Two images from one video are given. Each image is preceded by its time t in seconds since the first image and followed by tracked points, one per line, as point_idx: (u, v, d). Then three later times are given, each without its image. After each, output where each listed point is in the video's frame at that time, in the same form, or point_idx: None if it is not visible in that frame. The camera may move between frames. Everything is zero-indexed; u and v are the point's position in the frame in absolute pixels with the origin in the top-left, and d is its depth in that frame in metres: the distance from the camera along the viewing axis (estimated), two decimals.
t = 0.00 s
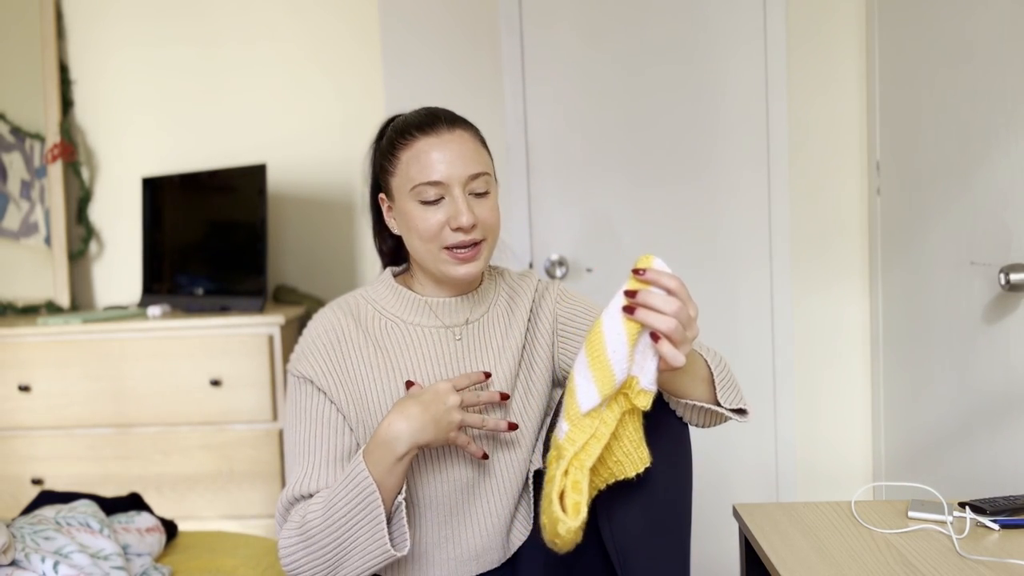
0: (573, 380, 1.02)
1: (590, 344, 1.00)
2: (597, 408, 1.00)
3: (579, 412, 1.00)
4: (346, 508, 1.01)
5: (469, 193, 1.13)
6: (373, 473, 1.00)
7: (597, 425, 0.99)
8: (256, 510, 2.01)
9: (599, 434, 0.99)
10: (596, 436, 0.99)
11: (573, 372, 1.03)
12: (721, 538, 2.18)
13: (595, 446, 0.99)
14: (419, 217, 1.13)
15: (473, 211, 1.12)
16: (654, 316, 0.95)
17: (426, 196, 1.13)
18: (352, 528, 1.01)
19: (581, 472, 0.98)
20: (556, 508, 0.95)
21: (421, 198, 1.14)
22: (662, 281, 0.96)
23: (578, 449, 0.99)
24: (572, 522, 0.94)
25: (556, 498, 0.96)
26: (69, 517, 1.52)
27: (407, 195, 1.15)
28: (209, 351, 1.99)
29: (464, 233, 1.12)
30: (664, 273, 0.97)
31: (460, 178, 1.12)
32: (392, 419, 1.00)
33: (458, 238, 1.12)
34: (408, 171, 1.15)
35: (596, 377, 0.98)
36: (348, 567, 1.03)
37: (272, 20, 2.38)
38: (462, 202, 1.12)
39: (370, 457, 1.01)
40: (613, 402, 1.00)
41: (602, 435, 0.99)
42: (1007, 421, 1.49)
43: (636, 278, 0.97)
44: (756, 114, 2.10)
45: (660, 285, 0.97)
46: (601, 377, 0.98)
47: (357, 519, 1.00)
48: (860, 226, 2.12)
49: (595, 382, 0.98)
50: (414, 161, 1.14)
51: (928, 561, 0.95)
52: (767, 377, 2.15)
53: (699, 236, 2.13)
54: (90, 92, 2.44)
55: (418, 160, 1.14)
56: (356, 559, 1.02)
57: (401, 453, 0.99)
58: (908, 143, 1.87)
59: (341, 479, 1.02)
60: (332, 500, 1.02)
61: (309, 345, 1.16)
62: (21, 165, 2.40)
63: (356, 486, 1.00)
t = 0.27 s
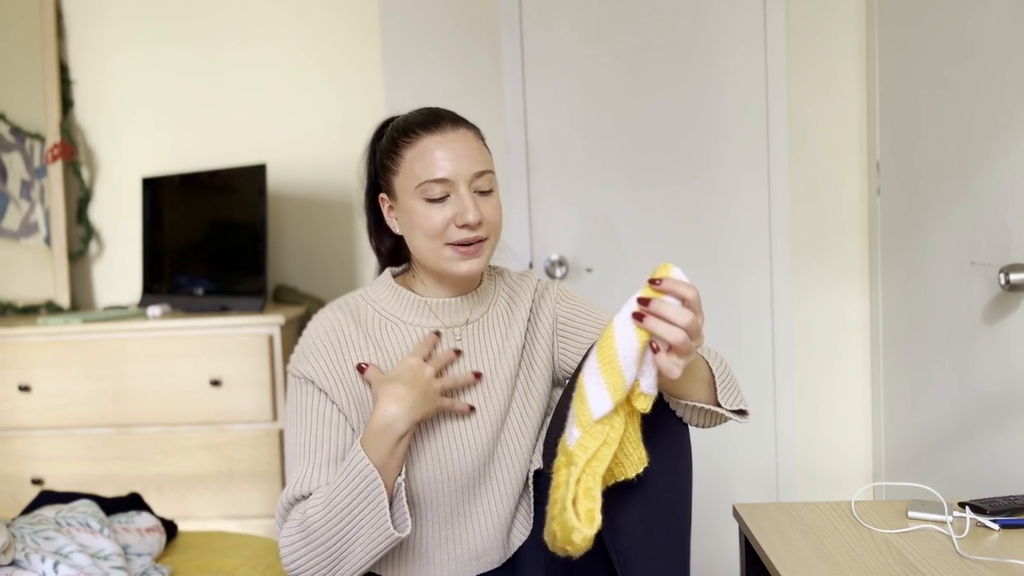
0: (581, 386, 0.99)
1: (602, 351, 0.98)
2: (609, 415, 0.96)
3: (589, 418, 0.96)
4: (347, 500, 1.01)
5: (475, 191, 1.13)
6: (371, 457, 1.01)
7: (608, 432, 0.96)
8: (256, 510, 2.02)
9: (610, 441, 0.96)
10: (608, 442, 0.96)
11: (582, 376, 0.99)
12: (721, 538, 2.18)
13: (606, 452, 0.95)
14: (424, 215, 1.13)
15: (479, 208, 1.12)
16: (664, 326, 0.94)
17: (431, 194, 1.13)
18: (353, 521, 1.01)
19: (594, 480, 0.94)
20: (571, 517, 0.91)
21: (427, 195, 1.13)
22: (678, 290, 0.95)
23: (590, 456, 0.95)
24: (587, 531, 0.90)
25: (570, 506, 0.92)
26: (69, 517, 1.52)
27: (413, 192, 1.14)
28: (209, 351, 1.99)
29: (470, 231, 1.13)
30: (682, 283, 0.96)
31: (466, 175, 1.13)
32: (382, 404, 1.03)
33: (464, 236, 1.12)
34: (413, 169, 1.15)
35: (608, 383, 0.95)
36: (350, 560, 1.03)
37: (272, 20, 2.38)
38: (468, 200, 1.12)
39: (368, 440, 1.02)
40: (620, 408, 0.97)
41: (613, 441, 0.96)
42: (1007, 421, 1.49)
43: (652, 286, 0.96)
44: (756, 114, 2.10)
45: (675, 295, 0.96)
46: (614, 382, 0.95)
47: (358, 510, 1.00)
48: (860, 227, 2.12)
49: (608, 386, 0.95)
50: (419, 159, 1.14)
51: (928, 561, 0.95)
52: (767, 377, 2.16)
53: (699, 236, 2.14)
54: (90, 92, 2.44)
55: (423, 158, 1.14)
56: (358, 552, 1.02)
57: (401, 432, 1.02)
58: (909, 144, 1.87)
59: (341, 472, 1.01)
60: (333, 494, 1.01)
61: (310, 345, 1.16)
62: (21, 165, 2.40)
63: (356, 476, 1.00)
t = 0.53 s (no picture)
0: (591, 394, 0.96)
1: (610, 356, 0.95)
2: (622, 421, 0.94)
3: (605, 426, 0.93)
4: (342, 495, 1.01)
5: (473, 193, 1.13)
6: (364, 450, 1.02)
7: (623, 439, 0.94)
8: (256, 510, 2.02)
9: (626, 448, 0.94)
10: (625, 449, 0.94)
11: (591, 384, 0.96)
12: (721, 538, 2.18)
13: (625, 458, 0.93)
14: (422, 218, 1.13)
15: (477, 211, 1.12)
16: (664, 331, 0.93)
17: (430, 197, 1.13)
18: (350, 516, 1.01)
19: (620, 487, 0.92)
20: (605, 528, 0.88)
21: (424, 198, 1.13)
22: (681, 295, 0.95)
23: (611, 465, 0.92)
24: (624, 539, 0.88)
25: (602, 518, 0.89)
26: (69, 517, 1.52)
27: (411, 195, 1.14)
28: (209, 351, 1.99)
29: (467, 234, 1.12)
30: (684, 287, 0.96)
31: (464, 178, 1.12)
32: (370, 399, 1.03)
33: (461, 239, 1.12)
34: (412, 172, 1.15)
35: (620, 389, 0.93)
36: (347, 555, 1.03)
37: (272, 20, 2.38)
38: (466, 202, 1.12)
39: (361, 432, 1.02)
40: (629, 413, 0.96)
41: (629, 447, 0.94)
42: (1007, 421, 1.49)
43: (654, 291, 0.97)
44: (756, 114, 2.10)
45: (677, 299, 0.96)
46: (625, 387, 0.93)
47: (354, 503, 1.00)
48: (860, 227, 2.12)
49: (620, 392, 0.93)
50: (417, 161, 1.14)
51: (928, 561, 0.95)
52: (767, 377, 2.15)
53: (699, 236, 2.13)
54: (90, 92, 2.43)
55: (422, 160, 1.14)
56: (355, 547, 1.02)
57: (391, 425, 1.03)
58: (909, 143, 1.87)
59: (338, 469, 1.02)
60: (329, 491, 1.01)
61: (309, 344, 1.16)
62: (21, 165, 2.40)
63: (351, 470, 1.00)
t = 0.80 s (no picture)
0: (586, 379, 0.97)
1: (607, 343, 0.96)
2: (615, 409, 0.95)
3: (596, 411, 0.94)
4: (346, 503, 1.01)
5: (472, 194, 1.13)
6: (381, 505, 0.98)
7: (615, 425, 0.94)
8: (256, 510, 2.02)
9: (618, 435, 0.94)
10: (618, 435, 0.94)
11: (587, 369, 0.97)
12: (721, 538, 2.18)
13: (617, 444, 0.94)
14: (421, 219, 1.13)
15: (476, 213, 1.12)
16: (653, 328, 0.93)
17: (429, 198, 1.13)
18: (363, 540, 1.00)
19: (612, 472, 0.92)
20: (595, 509, 0.88)
21: (423, 199, 1.13)
22: (679, 297, 0.94)
23: (602, 449, 0.93)
24: (612, 520, 0.88)
25: (592, 500, 0.89)
26: (69, 517, 1.52)
27: (410, 195, 1.14)
28: (209, 351, 1.99)
29: (466, 235, 1.12)
30: (685, 290, 0.95)
31: (464, 179, 1.12)
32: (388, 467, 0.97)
33: (460, 240, 1.12)
34: (411, 172, 1.15)
35: (613, 376, 0.94)
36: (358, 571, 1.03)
37: (272, 20, 2.38)
38: (465, 203, 1.12)
39: (379, 486, 0.98)
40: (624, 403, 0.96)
41: (621, 434, 0.94)
42: (1006, 421, 1.49)
43: (653, 292, 0.96)
44: (756, 114, 2.10)
45: (676, 301, 0.95)
46: (618, 373, 0.94)
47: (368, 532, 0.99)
48: (860, 227, 2.12)
49: (614, 379, 0.94)
50: (417, 162, 1.14)
51: (928, 562, 0.95)
52: (767, 378, 2.16)
53: (699, 236, 2.14)
54: (90, 92, 2.43)
55: (422, 161, 1.14)
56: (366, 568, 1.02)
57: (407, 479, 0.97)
58: (909, 144, 1.87)
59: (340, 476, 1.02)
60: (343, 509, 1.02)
61: (309, 345, 1.16)
62: (21, 165, 2.40)
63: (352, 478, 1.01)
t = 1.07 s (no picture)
0: (584, 373, 0.98)
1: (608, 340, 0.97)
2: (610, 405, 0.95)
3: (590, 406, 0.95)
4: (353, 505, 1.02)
5: (472, 194, 1.13)
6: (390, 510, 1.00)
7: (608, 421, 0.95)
8: (256, 510, 2.02)
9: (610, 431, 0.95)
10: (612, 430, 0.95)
11: (585, 363, 0.98)
12: (721, 538, 2.18)
13: (608, 441, 0.94)
14: (422, 220, 1.13)
15: (477, 213, 1.12)
16: (656, 328, 0.92)
17: (429, 198, 1.13)
18: (372, 543, 1.01)
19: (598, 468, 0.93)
20: (576, 505, 0.91)
21: (424, 200, 1.13)
22: (684, 299, 0.92)
23: (592, 444, 0.94)
24: (591, 518, 0.90)
25: (575, 496, 0.91)
26: (69, 517, 1.52)
27: (411, 196, 1.14)
28: (209, 351, 1.99)
29: (467, 235, 1.12)
30: (689, 292, 0.93)
31: (464, 180, 1.12)
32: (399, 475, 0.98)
33: (461, 240, 1.12)
34: (411, 173, 1.15)
35: (609, 372, 0.95)
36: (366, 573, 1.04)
37: (271, 20, 2.38)
38: (466, 204, 1.12)
39: (389, 493, 1.00)
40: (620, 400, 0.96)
41: (614, 431, 0.95)
42: (1006, 421, 1.49)
43: (657, 292, 0.95)
44: (756, 114, 2.10)
45: (679, 303, 0.93)
46: (615, 370, 0.95)
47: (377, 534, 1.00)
48: (860, 227, 2.12)
49: (610, 375, 0.95)
50: (417, 163, 1.14)
51: (928, 562, 0.95)
52: (767, 378, 2.15)
53: (699, 236, 2.13)
54: (90, 92, 2.43)
55: (422, 161, 1.14)
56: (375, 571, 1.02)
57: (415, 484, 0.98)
58: (909, 144, 1.86)
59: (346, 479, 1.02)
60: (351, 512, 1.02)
61: (310, 346, 1.16)
62: (21, 165, 2.40)
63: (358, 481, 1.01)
